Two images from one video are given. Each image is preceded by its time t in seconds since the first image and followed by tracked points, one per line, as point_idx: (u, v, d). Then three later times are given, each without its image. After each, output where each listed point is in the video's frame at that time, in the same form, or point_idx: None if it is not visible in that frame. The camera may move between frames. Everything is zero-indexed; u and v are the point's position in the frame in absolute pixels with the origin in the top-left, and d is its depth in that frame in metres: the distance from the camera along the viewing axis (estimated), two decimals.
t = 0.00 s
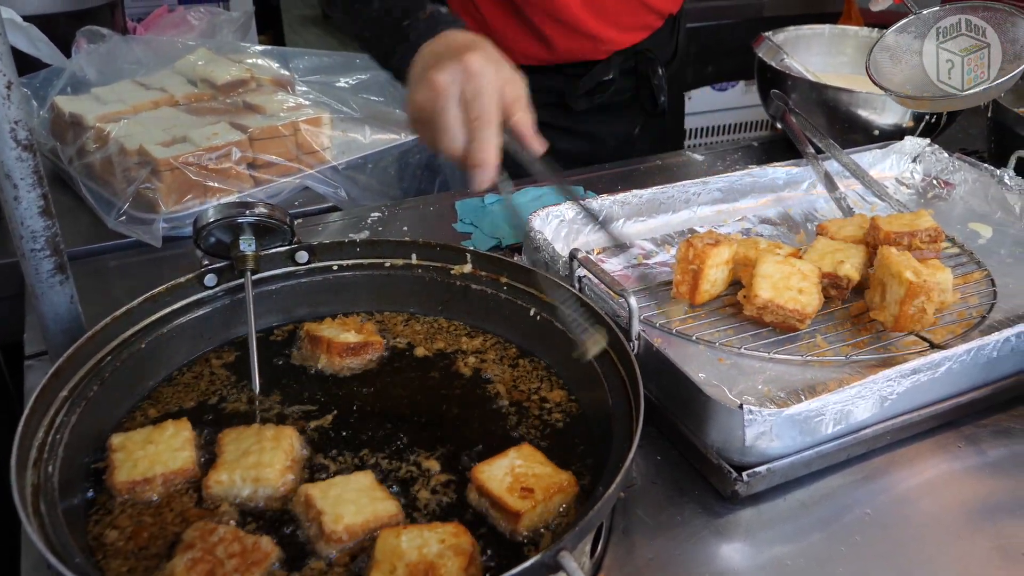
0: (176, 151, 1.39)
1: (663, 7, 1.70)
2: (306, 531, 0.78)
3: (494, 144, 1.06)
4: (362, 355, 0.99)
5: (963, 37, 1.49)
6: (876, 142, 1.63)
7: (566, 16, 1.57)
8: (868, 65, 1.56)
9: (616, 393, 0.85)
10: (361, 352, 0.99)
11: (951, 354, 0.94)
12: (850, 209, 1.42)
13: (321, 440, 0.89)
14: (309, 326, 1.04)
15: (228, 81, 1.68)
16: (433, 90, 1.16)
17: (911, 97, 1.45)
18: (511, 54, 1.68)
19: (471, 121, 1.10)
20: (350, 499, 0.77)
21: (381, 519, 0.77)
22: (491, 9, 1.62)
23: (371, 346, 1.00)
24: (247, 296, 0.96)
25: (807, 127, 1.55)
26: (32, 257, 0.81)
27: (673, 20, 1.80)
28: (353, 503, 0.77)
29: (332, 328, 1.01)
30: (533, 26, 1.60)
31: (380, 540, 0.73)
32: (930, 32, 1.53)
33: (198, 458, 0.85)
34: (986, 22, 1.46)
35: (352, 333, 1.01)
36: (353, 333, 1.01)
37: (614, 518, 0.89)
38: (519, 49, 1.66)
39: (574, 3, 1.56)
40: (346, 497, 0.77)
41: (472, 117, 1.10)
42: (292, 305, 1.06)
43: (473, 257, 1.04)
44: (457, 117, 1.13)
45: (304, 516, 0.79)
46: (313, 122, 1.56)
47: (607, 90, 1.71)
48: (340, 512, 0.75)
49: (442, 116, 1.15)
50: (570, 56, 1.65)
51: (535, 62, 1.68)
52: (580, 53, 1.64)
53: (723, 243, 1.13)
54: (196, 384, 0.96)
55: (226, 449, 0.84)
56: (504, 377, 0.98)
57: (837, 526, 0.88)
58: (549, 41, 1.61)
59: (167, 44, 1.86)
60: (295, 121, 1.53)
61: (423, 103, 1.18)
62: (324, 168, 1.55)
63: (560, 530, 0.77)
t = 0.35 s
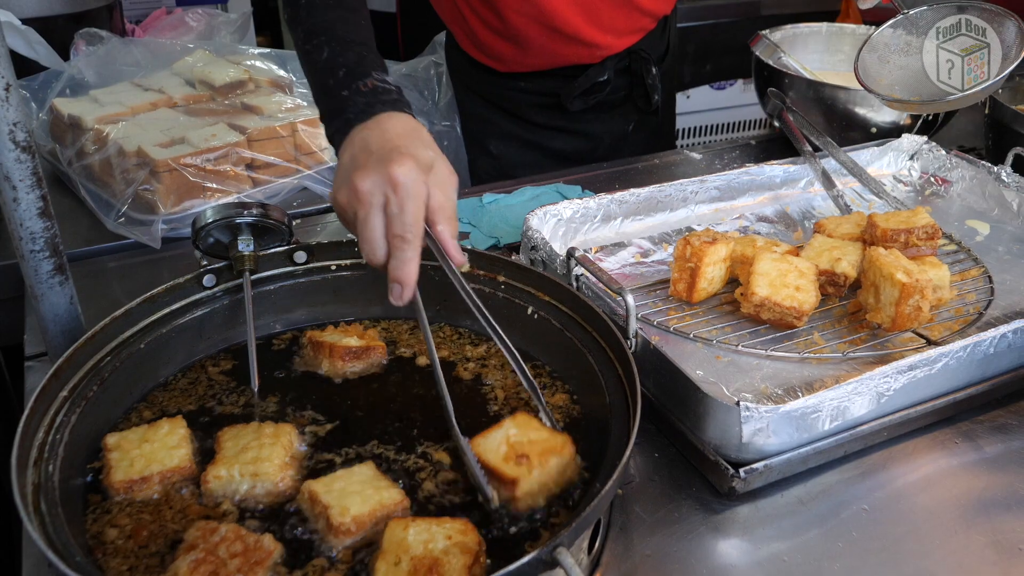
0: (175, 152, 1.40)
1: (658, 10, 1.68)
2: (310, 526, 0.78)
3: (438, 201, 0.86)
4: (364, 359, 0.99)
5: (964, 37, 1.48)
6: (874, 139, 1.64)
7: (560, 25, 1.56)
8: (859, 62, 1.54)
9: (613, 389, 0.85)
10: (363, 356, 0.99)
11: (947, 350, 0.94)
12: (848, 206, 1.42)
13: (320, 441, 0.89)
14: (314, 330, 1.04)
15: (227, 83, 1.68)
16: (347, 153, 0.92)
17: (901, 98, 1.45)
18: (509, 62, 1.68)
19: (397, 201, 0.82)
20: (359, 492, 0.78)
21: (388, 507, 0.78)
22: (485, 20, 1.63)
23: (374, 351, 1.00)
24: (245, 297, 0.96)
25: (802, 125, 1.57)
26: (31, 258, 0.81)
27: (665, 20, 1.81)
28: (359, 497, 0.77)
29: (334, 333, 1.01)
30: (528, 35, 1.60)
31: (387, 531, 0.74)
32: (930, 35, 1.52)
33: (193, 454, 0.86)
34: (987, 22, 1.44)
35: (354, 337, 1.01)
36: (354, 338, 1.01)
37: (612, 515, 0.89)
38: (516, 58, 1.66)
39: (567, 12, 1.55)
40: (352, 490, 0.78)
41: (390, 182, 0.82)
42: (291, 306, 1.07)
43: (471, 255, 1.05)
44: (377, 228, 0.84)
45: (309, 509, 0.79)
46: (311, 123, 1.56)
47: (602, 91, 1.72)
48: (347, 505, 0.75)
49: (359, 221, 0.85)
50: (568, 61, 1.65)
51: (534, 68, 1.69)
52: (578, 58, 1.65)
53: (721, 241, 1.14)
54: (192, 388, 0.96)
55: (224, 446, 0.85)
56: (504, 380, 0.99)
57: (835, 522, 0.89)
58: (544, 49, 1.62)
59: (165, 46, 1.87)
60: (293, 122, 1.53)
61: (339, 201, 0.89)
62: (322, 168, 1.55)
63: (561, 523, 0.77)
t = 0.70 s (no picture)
0: (174, 152, 1.41)
1: (661, 6, 1.68)
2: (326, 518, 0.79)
3: (346, 104, 1.08)
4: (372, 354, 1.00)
5: (963, 37, 1.50)
6: (871, 137, 1.65)
7: (564, 14, 1.56)
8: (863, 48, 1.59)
9: (612, 386, 0.85)
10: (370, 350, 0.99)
11: (943, 345, 0.94)
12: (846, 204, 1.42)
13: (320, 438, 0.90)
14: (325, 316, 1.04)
15: (226, 82, 1.69)
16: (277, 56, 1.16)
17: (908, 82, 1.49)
18: (512, 51, 1.67)
19: (310, 84, 1.03)
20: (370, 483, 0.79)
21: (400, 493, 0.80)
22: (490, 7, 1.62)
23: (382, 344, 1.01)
24: (245, 294, 0.96)
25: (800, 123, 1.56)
26: (31, 258, 0.82)
27: (667, 18, 1.82)
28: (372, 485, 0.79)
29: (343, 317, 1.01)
30: (532, 21, 1.59)
31: (392, 517, 0.77)
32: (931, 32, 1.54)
33: (202, 461, 0.86)
34: (986, 22, 1.48)
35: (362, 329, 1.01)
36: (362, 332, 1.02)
37: (610, 510, 0.90)
38: (520, 46, 1.65)
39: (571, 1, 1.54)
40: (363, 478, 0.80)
41: (307, 67, 1.04)
42: (289, 304, 1.07)
43: (470, 254, 1.05)
44: (288, 106, 1.04)
45: (320, 507, 0.80)
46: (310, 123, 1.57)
47: (603, 87, 1.73)
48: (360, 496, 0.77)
49: (273, 101, 1.05)
50: (569, 52, 1.64)
51: (537, 58, 1.67)
52: (579, 49, 1.64)
53: (718, 238, 1.14)
54: (201, 390, 0.96)
55: (233, 449, 0.85)
56: (503, 379, 0.99)
57: (831, 518, 0.89)
58: (548, 38, 1.61)
59: (164, 46, 1.88)
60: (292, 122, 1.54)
61: (260, 87, 1.10)
62: (321, 167, 1.55)
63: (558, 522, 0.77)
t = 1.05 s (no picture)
0: (169, 153, 1.41)
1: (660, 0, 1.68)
2: (320, 515, 0.80)
3: (335, 98, 1.13)
4: (363, 355, 1.01)
5: (963, 38, 1.63)
6: (864, 136, 1.65)
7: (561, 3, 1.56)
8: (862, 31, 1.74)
9: (605, 385, 0.86)
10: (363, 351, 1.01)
11: (934, 343, 0.95)
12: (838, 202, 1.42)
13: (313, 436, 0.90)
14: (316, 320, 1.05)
15: (221, 83, 1.69)
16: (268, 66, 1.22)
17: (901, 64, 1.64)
18: (512, 43, 1.67)
19: (297, 82, 1.08)
20: (367, 481, 0.80)
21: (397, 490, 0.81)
22: None
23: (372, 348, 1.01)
24: (238, 294, 0.96)
25: (793, 122, 1.57)
26: (25, 258, 0.82)
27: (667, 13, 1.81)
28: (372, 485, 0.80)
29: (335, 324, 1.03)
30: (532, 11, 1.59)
31: (394, 514, 0.77)
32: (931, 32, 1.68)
33: (188, 454, 0.86)
34: (986, 23, 1.61)
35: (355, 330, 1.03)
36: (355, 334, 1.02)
37: (603, 509, 0.90)
38: (520, 37, 1.65)
39: None
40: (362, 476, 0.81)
41: (292, 66, 1.08)
42: (283, 304, 1.07)
43: (463, 253, 1.06)
44: (279, 106, 1.09)
45: (316, 504, 0.80)
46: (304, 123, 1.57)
47: (602, 82, 1.72)
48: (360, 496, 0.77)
49: (265, 103, 1.11)
50: (568, 44, 1.63)
51: (535, 50, 1.67)
52: (578, 42, 1.63)
53: (711, 237, 1.15)
54: (188, 378, 0.96)
55: (217, 446, 0.85)
56: (493, 380, 0.99)
57: (823, 515, 0.90)
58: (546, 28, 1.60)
59: (159, 46, 1.89)
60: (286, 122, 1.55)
61: (253, 89, 1.15)
62: (316, 167, 1.56)
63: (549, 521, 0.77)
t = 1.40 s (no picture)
0: (167, 155, 1.41)
1: None
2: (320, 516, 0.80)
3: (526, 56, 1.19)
4: (368, 357, 1.00)
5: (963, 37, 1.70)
6: (859, 135, 1.66)
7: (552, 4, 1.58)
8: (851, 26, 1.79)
9: (602, 386, 0.86)
10: (368, 354, 1.00)
11: (930, 341, 0.95)
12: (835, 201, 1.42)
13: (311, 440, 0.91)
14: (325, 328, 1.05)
15: (218, 85, 1.69)
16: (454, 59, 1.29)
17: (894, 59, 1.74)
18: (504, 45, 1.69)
19: (513, 47, 1.19)
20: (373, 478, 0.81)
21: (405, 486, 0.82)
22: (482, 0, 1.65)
23: (377, 350, 1.01)
24: (238, 297, 0.97)
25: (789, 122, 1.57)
26: (22, 261, 0.82)
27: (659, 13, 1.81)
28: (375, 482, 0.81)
29: (342, 330, 1.02)
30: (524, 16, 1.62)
31: (404, 511, 0.78)
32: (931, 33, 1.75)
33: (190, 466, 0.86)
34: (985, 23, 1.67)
35: (360, 335, 1.02)
36: (361, 336, 1.02)
37: (601, 508, 0.91)
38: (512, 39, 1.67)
39: None
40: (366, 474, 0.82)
41: (502, 34, 1.20)
42: (283, 306, 1.08)
43: (460, 254, 1.06)
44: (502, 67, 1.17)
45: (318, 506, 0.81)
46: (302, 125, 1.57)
47: (592, 82, 1.72)
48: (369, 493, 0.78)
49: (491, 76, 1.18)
50: (560, 46, 1.66)
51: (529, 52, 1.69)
52: (570, 43, 1.65)
53: (708, 237, 1.15)
54: (193, 391, 0.97)
55: (218, 459, 0.85)
56: (496, 381, 0.99)
57: (820, 514, 0.90)
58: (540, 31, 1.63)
59: (157, 48, 1.88)
60: (284, 124, 1.54)
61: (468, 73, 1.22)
62: (314, 169, 1.57)
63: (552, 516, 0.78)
